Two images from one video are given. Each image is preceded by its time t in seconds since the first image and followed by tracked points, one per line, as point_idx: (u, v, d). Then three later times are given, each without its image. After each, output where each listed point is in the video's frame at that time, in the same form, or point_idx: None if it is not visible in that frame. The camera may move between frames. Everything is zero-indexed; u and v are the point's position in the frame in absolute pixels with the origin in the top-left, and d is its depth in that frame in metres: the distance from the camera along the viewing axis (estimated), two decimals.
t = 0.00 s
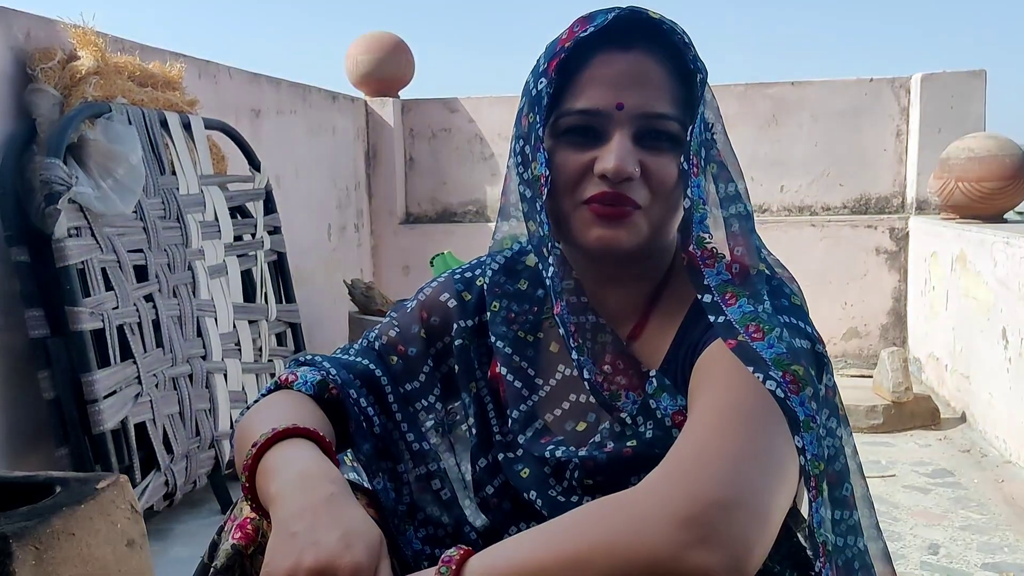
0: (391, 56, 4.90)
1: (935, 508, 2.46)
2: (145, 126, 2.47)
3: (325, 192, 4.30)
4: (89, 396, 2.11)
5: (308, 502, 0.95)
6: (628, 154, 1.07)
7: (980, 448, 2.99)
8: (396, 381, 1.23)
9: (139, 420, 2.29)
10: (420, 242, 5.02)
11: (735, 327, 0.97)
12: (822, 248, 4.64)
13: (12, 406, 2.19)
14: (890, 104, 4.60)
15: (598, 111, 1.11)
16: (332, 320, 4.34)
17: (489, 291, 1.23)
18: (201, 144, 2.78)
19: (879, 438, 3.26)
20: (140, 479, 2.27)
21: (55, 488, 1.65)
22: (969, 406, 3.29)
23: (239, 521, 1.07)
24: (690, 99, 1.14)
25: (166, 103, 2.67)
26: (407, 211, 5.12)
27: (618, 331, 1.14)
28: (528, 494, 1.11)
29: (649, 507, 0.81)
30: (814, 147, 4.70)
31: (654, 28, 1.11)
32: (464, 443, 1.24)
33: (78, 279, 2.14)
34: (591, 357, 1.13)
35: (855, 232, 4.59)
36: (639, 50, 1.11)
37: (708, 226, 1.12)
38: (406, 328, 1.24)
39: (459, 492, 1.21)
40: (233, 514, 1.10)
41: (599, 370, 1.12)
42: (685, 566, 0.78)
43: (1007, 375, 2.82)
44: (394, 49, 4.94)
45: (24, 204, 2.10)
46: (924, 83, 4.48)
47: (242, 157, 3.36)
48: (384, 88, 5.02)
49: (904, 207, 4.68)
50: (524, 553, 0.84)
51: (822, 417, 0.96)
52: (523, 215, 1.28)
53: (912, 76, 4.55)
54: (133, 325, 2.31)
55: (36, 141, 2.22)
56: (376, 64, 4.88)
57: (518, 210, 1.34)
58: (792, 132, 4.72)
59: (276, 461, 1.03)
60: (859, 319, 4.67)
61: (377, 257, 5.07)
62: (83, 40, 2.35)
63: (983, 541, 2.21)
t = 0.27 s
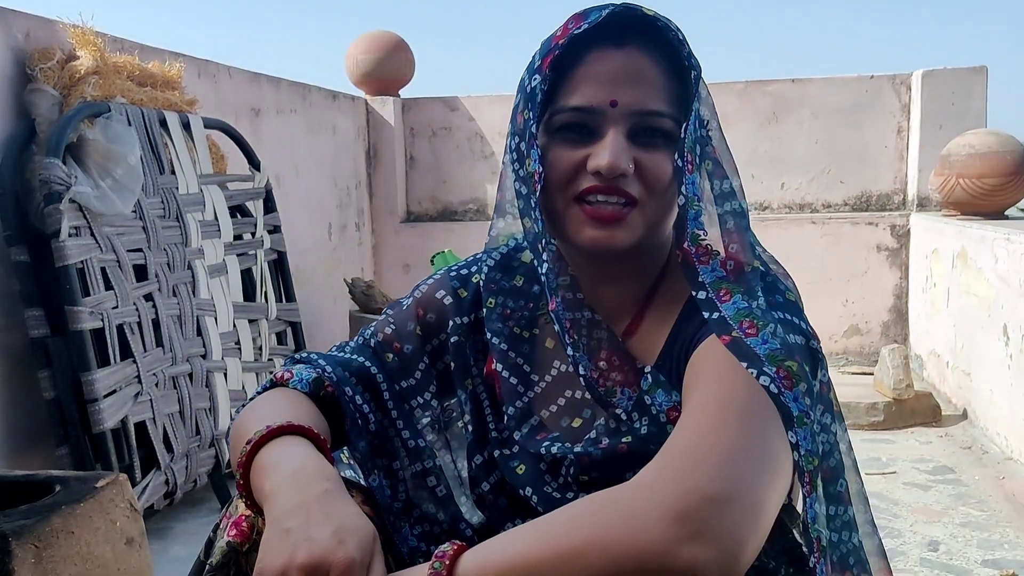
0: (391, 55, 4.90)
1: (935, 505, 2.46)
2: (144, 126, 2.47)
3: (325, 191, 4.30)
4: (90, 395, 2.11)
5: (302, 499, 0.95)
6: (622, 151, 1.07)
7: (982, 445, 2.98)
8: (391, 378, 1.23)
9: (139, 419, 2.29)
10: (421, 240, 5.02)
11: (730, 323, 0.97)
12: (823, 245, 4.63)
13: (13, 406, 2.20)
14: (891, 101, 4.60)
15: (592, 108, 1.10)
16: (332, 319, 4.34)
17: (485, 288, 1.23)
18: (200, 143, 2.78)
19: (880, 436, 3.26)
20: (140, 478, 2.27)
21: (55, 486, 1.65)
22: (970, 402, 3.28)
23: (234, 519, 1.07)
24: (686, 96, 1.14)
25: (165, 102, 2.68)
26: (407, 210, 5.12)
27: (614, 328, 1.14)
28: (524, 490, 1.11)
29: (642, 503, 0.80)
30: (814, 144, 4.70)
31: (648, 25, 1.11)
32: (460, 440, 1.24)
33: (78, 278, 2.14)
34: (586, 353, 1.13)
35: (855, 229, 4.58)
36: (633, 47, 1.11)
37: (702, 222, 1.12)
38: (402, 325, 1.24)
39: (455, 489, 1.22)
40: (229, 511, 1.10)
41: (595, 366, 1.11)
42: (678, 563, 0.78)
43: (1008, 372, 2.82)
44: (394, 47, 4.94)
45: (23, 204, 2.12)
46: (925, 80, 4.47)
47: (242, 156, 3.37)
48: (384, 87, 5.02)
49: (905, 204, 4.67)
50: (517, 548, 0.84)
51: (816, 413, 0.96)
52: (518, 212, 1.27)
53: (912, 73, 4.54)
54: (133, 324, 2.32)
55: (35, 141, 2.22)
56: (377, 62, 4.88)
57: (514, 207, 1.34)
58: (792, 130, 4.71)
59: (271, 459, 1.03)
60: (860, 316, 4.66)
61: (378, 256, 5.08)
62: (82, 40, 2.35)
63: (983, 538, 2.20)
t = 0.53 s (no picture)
0: (390, 54, 4.89)
1: (936, 504, 2.45)
2: (142, 126, 2.47)
3: (325, 191, 4.29)
4: (88, 397, 2.10)
5: (295, 501, 0.94)
6: (617, 151, 1.06)
7: (983, 443, 2.97)
8: (387, 380, 1.22)
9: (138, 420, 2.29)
10: (421, 240, 5.01)
11: (726, 324, 0.96)
12: (823, 243, 4.62)
13: (11, 407, 2.20)
14: (891, 98, 4.59)
15: (587, 108, 1.10)
16: (332, 319, 4.34)
17: (481, 289, 1.22)
18: (199, 143, 2.78)
19: (881, 434, 3.25)
20: (139, 479, 2.27)
21: (52, 488, 1.65)
22: (972, 400, 3.27)
23: (228, 521, 1.07)
24: (681, 95, 1.13)
25: (163, 102, 2.67)
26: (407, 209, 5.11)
27: (611, 330, 1.13)
28: (521, 493, 1.10)
29: (637, 505, 0.80)
30: (815, 141, 4.69)
31: (643, 25, 1.10)
32: (457, 442, 1.22)
33: (75, 279, 2.14)
34: (583, 354, 1.12)
35: (856, 227, 4.57)
36: (628, 47, 1.10)
37: (699, 223, 1.11)
38: (399, 326, 1.24)
39: (452, 491, 1.20)
40: (224, 514, 1.10)
41: (592, 367, 1.11)
42: (674, 564, 0.78)
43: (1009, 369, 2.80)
44: (393, 47, 4.93)
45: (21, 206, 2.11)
46: (926, 77, 4.46)
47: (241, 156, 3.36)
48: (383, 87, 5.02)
49: (906, 201, 4.66)
50: (512, 550, 0.83)
51: (814, 413, 0.95)
52: (514, 212, 1.27)
53: (913, 70, 4.53)
54: (131, 325, 2.31)
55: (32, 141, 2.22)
56: (376, 62, 4.88)
57: (510, 207, 1.33)
58: (793, 127, 4.70)
59: (264, 461, 1.02)
60: (861, 314, 4.65)
61: (378, 256, 5.07)
62: (79, 41, 2.34)
63: (984, 536, 2.20)
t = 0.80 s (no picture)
0: (392, 54, 4.89)
1: (942, 502, 2.45)
2: (146, 127, 2.47)
3: (327, 191, 4.29)
4: (92, 398, 2.11)
5: (306, 502, 0.94)
6: (623, 153, 1.06)
7: (988, 440, 2.97)
8: (395, 379, 1.22)
9: (143, 420, 2.29)
10: (424, 239, 5.01)
11: (734, 322, 0.96)
12: (827, 241, 4.62)
13: (15, 409, 2.19)
14: (894, 96, 4.58)
15: (593, 110, 1.09)
16: (336, 319, 4.34)
17: (489, 288, 1.22)
18: (202, 143, 2.78)
19: (886, 432, 3.24)
20: (144, 480, 2.27)
21: (58, 488, 1.65)
22: (976, 398, 3.27)
23: (237, 521, 1.07)
24: (687, 94, 1.13)
25: (167, 103, 2.67)
26: (410, 209, 5.11)
27: (620, 329, 1.13)
28: (531, 493, 1.10)
29: (649, 503, 0.80)
30: (817, 139, 4.68)
31: (649, 25, 1.10)
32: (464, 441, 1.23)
33: (80, 280, 2.14)
34: (592, 354, 1.10)
35: (859, 225, 4.56)
36: (634, 47, 1.09)
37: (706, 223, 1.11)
38: (406, 325, 1.24)
39: (460, 490, 1.20)
40: (232, 514, 1.10)
41: (600, 367, 1.09)
42: (687, 562, 0.77)
43: (1014, 367, 2.80)
44: (395, 47, 4.93)
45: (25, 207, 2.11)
46: (928, 74, 4.46)
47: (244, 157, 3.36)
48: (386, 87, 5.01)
49: (910, 199, 4.65)
50: (523, 549, 0.83)
51: (823, 411, 0.95)
52: (522, 211, 1.27)
53: (916, 67, 4.53)
54: (136, 326, 2.31)
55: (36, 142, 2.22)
56: (378, 62, 4.87)
57: (517, 206, 1.33)
58: (795, 125, 4.69)
59: (274, 461, 1.02)
60: (864, 312, 4.65)
61: (381, 256, 5.07)
62: (82, 42, 2.34)
63: (991, 534, 2.19)
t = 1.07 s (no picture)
0: (395, 54, 4.90)
1: (946, 498, 2.45)
2: (150, 127, 2.48)
3: (330, 191, 4.30)
4: (98, 397, 2.11)
5: (316, 500, 0.95)
6: (628, 154, 1.06)
7: (992, 437, 2.97)
8: (401, 374, 1.22)
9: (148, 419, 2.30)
10: (427, 239, 5.02)
11: (738, 317, 0.97)
12: (830, 239, 4.62)
13: (20, 408, 2.20)
14: (896, 94, 4.58)
15: (598, 111, 1.10)
16: (339, 318, 4.34)
17: (495, 284, 1.23)
18: (206, 143, 2.79)
19: (889, 429, 3.25)
20: (150, 479, 2.28)
21: (65, 487, 1.66)
22: (980, 395, 3.27)
23: (245, 516, 1.08)
24: (692, 93, 1.13)
25: (171, 103, 2.68)
26: (413, 208, 5.12)
27: (625, 325, 1.13)
28: (538, 488, 1.11)
29: (654, 497, 0.80)
30: (820, 138, 4.68)
31: (654, 25, 1.10)
32: (470, 435, 1.22)
33: (85, 280, 2.14)
34: (597, 350, 1.12)
35: (862, 223, 4.56)
36: (639, 47, 1.10)
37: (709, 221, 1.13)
38: (412, 321, 1.24)
39: (466, 484, 1.21)
40: (240, 509, 1.11)
41: (605, 362, 1.11)
42: (692, 554, 0.77)
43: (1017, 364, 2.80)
44: (398, 47, 4.94)
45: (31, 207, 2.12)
46: (930, 72, 4.46)
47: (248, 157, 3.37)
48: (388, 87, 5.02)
49: (912, 197, 4.65)
50: (529, 545, 0.83)
51: (827, 403, 0.95)
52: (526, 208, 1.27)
53: (918, 65, 4.52)
54: (141, 325, 2.32)
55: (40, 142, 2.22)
56: (381, 62, 4.88)
57: (520, 202, 1.32)
58: (797, 124, 4.70)
59: (284, 458, 1.03)
60: (867, 310, 4.65)
61: (384, 255, 5.08)
62: (86, 42, 2.34)
63: (995, 530, 2.19)
